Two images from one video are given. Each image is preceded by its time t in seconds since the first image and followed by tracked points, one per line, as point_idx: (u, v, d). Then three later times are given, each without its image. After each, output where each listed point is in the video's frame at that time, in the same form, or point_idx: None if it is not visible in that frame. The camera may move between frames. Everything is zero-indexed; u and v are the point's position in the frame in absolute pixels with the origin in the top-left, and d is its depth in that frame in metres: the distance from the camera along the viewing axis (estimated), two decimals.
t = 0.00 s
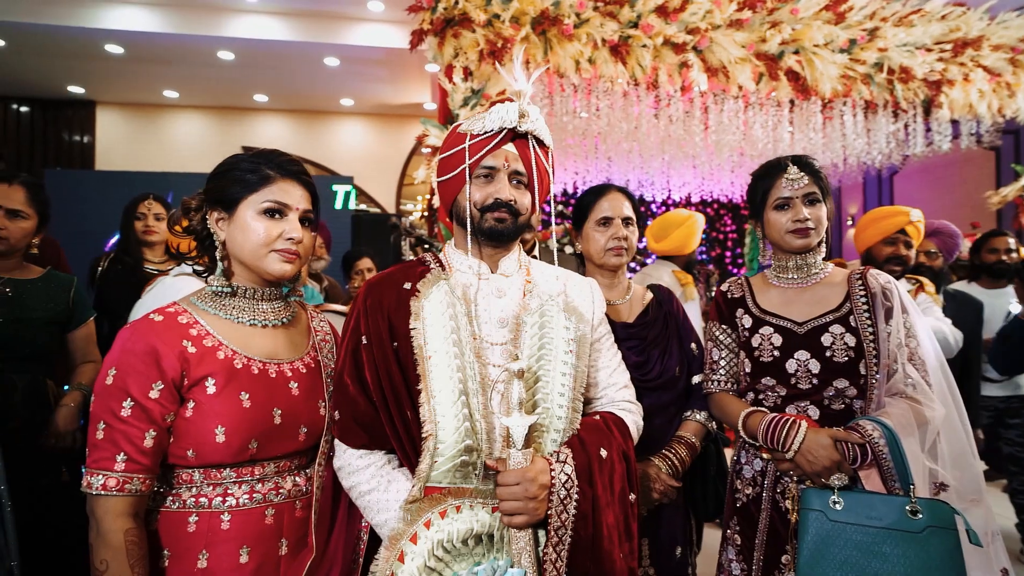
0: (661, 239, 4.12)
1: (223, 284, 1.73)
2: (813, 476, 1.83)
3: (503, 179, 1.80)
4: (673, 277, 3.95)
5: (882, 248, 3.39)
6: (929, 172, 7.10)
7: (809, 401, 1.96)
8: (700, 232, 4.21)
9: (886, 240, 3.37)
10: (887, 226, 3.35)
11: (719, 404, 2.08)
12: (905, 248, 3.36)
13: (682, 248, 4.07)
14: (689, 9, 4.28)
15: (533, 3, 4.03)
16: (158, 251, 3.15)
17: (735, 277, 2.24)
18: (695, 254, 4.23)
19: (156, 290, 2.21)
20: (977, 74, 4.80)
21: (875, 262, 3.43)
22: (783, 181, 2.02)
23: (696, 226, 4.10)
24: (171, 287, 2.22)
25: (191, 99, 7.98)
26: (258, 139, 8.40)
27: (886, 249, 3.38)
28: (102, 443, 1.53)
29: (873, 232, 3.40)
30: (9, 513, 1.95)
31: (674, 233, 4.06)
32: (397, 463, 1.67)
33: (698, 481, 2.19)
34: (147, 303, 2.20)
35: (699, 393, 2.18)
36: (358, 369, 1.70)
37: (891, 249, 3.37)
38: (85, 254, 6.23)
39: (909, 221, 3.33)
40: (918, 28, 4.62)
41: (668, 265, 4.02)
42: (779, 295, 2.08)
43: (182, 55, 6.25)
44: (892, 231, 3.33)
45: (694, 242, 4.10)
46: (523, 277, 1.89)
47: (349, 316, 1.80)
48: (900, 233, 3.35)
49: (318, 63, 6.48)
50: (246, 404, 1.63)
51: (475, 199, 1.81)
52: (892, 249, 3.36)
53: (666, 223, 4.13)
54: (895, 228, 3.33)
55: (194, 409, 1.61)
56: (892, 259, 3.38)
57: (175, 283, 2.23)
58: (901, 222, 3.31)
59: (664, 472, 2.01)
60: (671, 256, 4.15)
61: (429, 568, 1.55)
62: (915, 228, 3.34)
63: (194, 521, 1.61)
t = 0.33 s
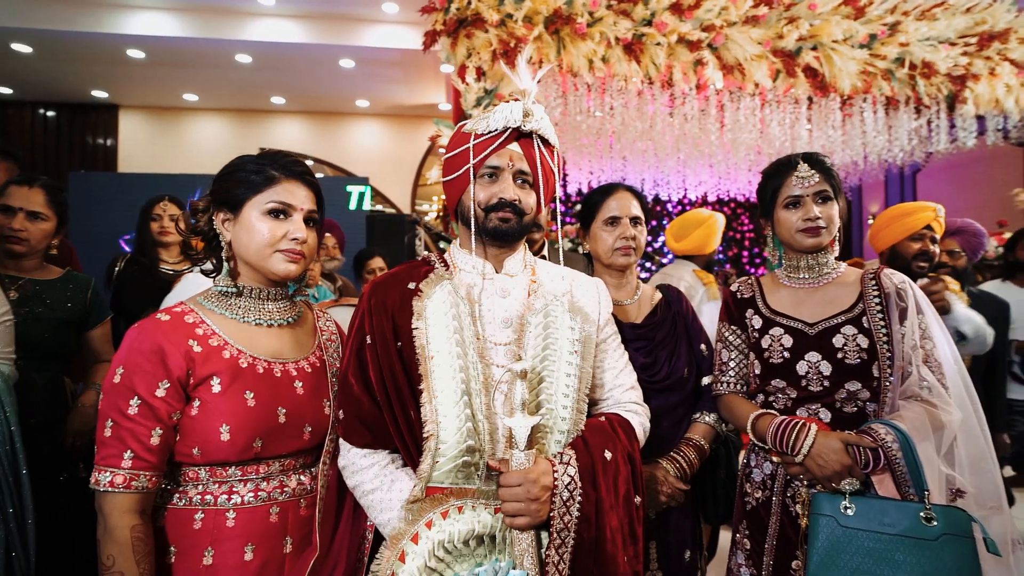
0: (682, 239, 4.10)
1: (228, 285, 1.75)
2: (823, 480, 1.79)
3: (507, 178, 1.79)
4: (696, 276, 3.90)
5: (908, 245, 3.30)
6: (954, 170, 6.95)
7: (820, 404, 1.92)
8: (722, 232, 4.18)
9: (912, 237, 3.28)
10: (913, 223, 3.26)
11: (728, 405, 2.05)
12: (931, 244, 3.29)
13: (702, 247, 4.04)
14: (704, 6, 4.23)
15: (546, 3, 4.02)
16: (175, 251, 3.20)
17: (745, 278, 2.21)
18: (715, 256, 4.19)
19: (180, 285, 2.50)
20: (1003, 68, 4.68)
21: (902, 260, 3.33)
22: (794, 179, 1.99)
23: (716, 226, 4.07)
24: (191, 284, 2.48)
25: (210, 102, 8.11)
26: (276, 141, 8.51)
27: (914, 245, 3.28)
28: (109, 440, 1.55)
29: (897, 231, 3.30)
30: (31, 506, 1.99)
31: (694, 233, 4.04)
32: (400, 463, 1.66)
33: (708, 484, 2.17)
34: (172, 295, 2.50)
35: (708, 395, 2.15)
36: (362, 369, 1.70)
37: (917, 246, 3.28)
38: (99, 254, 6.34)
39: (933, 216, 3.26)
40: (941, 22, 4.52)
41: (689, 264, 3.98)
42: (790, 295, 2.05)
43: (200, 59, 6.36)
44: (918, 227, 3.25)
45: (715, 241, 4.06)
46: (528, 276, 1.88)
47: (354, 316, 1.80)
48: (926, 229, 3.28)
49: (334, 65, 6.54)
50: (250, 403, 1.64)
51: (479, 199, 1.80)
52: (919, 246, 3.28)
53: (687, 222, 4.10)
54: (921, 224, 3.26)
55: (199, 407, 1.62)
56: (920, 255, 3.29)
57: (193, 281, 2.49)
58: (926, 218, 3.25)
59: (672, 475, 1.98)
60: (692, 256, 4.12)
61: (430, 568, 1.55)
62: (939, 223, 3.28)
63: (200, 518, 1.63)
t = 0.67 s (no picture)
0: (704, 238, 4.04)
1: (236, 285, 1.76)
2: (836, 485, 1.75)
3: (513, 178, 1.78)
4: (720, 275, 3.84)
5: (931, 242, 3.21)
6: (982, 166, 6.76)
7: (834, 407, 1.88)
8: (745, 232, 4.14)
9: (935, 233, 3.20)
10: (935, 218, 3.18)
11: (739, 408, 2.01)
12: (955, 241, 3.20)
13: (724, 247, 3.98)
14: (720, 2, 4.17)
15: (559, 2, 4.00)
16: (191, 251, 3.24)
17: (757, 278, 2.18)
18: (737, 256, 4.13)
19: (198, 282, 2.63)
20: None
21: (923, 258, 3.25)
22: (806, 177, 1.96)
23: (739, 225, 4.03)
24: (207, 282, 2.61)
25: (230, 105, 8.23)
26: (294, 143, 8.61)
27: (937, 243, 3.20)
28: (119, 439, 1.57)
29: (919, 227, 3.22)
30: (48, 502, 2.00)
31: (716, 232, 3.99)
32: (405, 463, 1.66)
33: (719, 487, 2.16)
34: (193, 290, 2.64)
35: (719, 397, 2.12)
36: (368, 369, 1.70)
37: (941, 243, 3.19)
38: (116, 254, 6.47)
39: (956, 212, 3.18)
40: (967, 14, 4.37)
41: (712, 263, 3.92)
42: (803, 296, 2.01)
43: (219, 63, 6.46)
44: (940, 223, 3.17)
45: (737, 241, 4.01)
46: (535, 276, 1.86)
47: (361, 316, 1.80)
48: (949, 225, 3.20)
49: (350, 67, 6.59)
50: (257, 402, 1.65)
51: (485, 199, 1.79)
52: (941, 243, 3.19)
53: (711, 221, 4.06)
54: (944, 220, 3.18)
55: (207, 407, 1.64)
56: (944, 253, 3.20)
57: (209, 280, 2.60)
58: (949, 214, 3.17)
59: (681, 478, 1.95)
60: (714, 255, 4.06)
61: (432, 570, 1.55)
62: (963, 219, 3.20)
63: (208, 516, 1.65)
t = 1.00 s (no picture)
0: (732, 238, 3.97)
1: (246, 287, 1.78)
2: (853, 493, 1.70)
3: (521, 179, 1.77)
4: (750, 275, 3.75)
5: (963, 242, 3.10)
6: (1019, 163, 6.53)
7: (851, 412, 1.83)
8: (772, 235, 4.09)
9: (968, 233, 3.09)
10: (970, 217, 3.07)
11: (754, 412, 1.97)
12: (990, 241, 3.08)
13: (753, 246, 3.89)
14: None
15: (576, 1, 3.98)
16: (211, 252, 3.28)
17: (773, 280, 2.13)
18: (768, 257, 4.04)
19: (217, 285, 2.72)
20: None
21: (954, 259, 3.14)
22: (822, 176, 1.92)
23: (768, 226, 4.00)
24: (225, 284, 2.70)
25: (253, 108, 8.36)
26: (316, 145, 8.72)
27: (969, 243, 3.09)
28: (133, 438, 1.60)
29: (952, 225, 3.11)
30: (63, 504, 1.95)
31: (744, 232, 3.93)
32: (413, 464, 1.66)
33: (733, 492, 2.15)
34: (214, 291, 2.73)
35: (733, 400, 2.08)
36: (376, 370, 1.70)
37: (974, 243, 3.08)
38: (144, 256, 6.61)
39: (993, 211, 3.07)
40: (1002, 5, 4.22)
41: (741, 263, 3.83)
42: (820, 297, 1.96)
43: (243, 67, 6.57)
44: (975, 222, 3.07)
45: (766, 241, 3.94)
46: (544, 278, 1.85)
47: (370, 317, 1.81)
48: (983, 225, 3.08)
49: (370, 69, 6.65)
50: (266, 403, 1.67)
51: (493, 201, 1.78)
52: (974, 244, 3.08)
53: (739, 221, 4.02)
54: (979, 219, 3.07)
55: (217, 407, 1.66)
56: (977, 254, 3.09)
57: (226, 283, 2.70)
58: (986, 212, 3.06)
59: (694, 483, 1.92)
60: (742, 256, 3.98)
61: (438, 571, 1.55)
62: (999, 218, 3.09)
63: (219, 515, 1.67)
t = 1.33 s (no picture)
0: (760, 239, 3.90)
1: (256, 289, 1.81)
2: (868, 500, 1.66)
3: (529, 181, 1.76)
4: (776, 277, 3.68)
5: (992, 243, 3.02)
6: None
7: (866, 417, 1.79)
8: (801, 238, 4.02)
9: (998, 233, 2.99)
10: (1001, 217, 2.98)
11: (767, 416, 1.93)
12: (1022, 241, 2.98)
13: (782, 248, 3.83)
14: None
15: None
16: (229, 254, 3.33)
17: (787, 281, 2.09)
18: (793, 259, 3.98)
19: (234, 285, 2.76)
20: None
21: (982, 260, 3.05)
22: (837, 175, 1.88)
23: (796, 229, 3.90)
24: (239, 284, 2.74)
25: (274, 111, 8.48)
26: (335, 146, 8.81)
27: (998, 244, 3.00)
28: (145, 437, 1.63)
29: (980, 224, 3.02)
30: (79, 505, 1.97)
31: (773, 233, 3.85)
32: (421, 465, 1.66)
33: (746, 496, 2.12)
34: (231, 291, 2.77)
35: (746, 404, 2.04)
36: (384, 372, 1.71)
37: (1003, 244, 2.99)
38: (168, 256, 6.73)
39: None
40: None
41: (767, 264, 3.77)
42: (835, 299, 1.91)
43: (263, 71, 6.67)
44: (1007, 222, 2.96)
45: (794, 243, 3.86)
46: (553, 279, 1.84)
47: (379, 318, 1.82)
48: (1015, 225, 2.98)
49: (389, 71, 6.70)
50: (275, 403, 1.69)
51: (501, 202, 1.77)
52: (1004, 245, 2.99)
53: (767, 223, 3.94)
54: (1010, 219, 2.97)
55: (227, 408, 1.68)
56: (1006, 255, 3.00)
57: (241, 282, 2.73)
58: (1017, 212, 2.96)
59: (705, 488, 1.89)
60: (770, 258, 3.90)
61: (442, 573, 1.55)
62: None
63: (229, 514, 1.69)
